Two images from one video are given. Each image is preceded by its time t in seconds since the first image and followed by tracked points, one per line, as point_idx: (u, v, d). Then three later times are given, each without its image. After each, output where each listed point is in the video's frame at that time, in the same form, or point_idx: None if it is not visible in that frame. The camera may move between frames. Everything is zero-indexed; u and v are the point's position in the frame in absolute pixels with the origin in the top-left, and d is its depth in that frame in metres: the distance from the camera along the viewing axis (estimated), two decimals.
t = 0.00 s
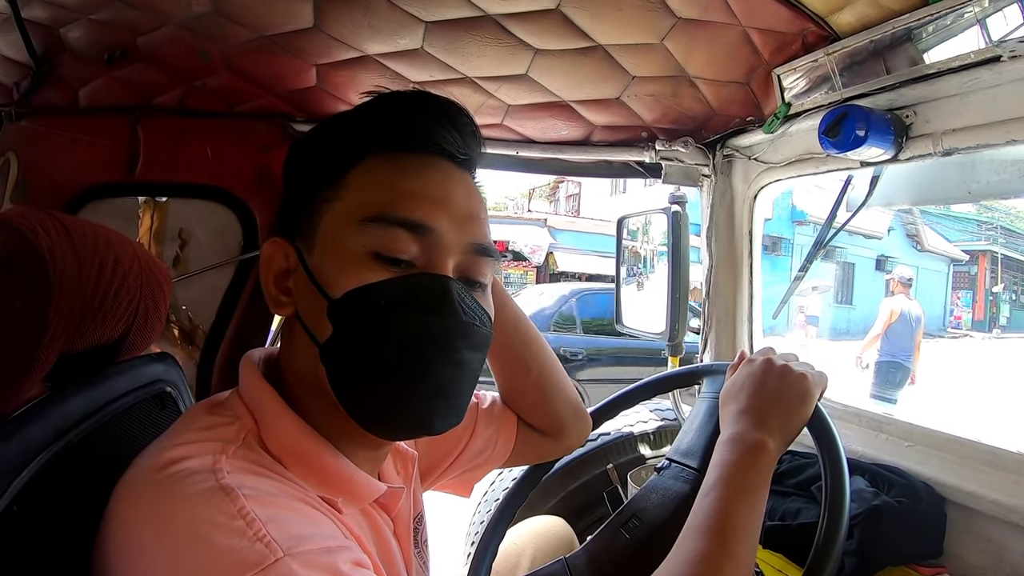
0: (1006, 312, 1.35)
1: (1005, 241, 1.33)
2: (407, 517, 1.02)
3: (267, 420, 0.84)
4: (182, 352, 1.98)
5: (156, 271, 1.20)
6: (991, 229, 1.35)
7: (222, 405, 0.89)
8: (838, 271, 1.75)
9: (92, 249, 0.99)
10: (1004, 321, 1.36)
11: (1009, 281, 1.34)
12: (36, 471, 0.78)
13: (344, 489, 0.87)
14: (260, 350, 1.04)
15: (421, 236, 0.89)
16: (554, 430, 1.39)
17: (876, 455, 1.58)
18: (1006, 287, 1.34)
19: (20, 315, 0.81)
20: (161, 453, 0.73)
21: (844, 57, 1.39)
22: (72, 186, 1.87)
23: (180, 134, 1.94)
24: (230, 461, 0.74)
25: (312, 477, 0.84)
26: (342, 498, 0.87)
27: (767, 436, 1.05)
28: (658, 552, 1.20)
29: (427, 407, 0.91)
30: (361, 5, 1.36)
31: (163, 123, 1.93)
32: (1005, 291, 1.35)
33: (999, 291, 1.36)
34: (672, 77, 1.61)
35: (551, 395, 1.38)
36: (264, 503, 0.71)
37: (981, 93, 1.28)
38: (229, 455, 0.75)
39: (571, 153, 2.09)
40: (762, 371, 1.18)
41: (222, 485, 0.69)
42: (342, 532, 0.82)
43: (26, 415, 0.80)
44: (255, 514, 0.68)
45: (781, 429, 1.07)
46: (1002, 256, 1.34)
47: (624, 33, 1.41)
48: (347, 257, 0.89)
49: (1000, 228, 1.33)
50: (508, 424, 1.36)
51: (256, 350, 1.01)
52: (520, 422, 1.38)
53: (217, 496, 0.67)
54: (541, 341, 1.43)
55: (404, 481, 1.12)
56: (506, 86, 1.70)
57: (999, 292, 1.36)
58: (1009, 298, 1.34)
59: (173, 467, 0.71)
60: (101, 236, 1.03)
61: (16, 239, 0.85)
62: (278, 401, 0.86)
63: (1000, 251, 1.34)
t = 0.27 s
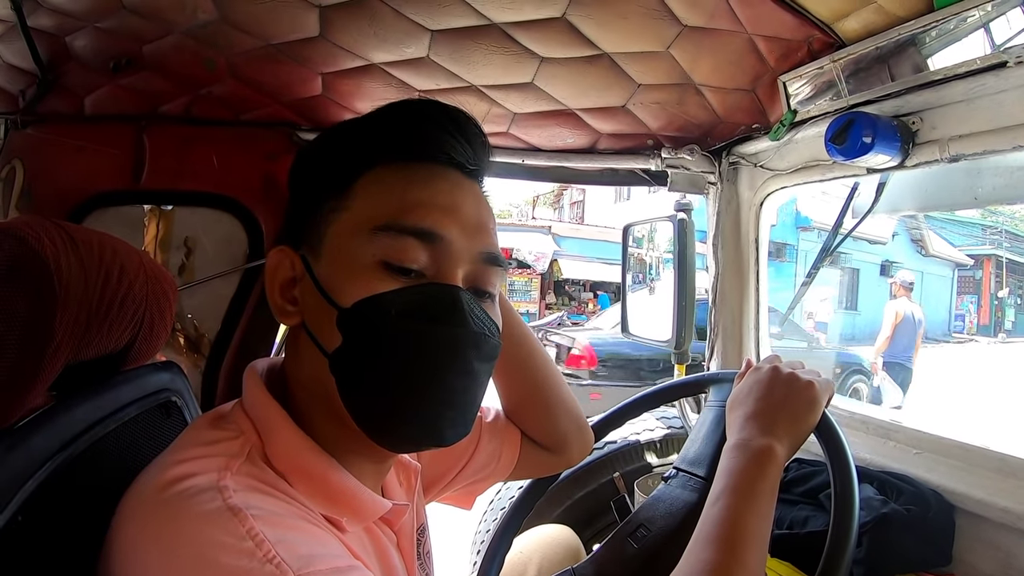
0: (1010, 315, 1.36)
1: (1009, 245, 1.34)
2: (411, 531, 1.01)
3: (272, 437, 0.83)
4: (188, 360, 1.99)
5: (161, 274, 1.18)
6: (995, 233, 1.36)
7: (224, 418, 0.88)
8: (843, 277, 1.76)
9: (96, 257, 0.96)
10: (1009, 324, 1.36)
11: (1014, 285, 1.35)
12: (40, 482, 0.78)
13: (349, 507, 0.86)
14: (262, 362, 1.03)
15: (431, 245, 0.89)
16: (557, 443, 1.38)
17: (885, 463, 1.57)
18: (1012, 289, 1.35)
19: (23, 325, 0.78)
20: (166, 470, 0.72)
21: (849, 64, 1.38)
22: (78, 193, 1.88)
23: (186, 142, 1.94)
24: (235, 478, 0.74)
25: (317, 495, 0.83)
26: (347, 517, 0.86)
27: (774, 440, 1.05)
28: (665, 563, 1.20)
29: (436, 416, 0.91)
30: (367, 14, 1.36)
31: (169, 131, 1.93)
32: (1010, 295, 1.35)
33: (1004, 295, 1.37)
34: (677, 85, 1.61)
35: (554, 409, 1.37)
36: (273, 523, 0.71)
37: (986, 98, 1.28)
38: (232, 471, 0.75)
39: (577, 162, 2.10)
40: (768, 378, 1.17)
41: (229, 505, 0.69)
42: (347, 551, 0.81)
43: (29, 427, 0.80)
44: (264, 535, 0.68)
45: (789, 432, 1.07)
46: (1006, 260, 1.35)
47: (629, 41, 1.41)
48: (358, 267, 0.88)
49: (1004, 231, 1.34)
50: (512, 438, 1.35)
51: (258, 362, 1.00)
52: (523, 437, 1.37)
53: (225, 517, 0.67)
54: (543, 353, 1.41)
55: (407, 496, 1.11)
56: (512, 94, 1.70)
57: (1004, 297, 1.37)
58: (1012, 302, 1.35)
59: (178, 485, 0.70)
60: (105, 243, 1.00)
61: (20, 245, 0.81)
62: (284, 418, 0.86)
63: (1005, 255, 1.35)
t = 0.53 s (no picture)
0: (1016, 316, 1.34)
1: (1013, 245, 1.32)
2: (412, 534, 1.01)
3: (274, 438, 0.83)
4: (190, 364, 1.99)
5: (160, 270, 1.18)
6: (999, 234, 1.35)
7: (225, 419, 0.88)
8: (847, 279, 1.74)
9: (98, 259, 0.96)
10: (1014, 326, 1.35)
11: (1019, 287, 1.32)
12: (39, 482, 0.78)
13: (351, 510, 0.86)
14: (266, 363, 1.02)
15: (439, 251, 0.88)
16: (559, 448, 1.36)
17: (890, 465, 1.56)
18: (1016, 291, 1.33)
19: (22, 326, 0.78)
20: (165, 471, 0.72)
21: (851, 63, 1.38)
22: (81, 197, 1.89)
23: (188, 146, 1.95)
24: (236, 479, 0.74)
25: (318, 497, 0.83)
26: (348, 519, 0.86)
27: (779, 440, 1.04)
28: (668, 567, 1.18)
29: (439, 424, 0.91)
30: (369, 17, 1.36)
31: (172, 135, 1.94)
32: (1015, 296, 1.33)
33: (1009, 297, 1.34)
34: (678, 86, 1.61)
35: (557, 414, 1.36)
36: (272, 523, 0.71)
37: (990, 95, 1.26)
38: (233, 472, 0.75)
39: (579, 164, 2.10)
40: (773, 379, 1.16)
41: (229, 505, 0.68)
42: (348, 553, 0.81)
43: (30, 428, 0.80)
44: (263, 534, 0.68)
45: (795, 433, 1.06)
46: (1011, 261, 1.33)
47: (630, 42, 1.40)
48: (367, 271, 0.88)
49: (1009, 232, 1.33)
50: (513, 443, 1.35)
51: (262, 363, 1.00)
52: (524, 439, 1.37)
53: (225, 517, 0.67)
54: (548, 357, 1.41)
55: (408, 499, 1.10)
56: (514, 97, 1.71)
57: (1009, 299, 1.35)
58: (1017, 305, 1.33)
59: (178, 485, 0.70)
60: (107, 245, 0.99)
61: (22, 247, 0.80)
62: (287, 422, 0.85)
63: (1009, 256, 1.33)
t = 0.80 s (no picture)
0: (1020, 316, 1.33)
1: (1015, 245, 1.31)
2: (410, 538, 1.01)
3: (272, 442, 0.84)
4: (192, 370, 2.00)
5: (160, 277, 1.19)
6: (1001, 234, 1.33)
7: (225, 425, 0.89)
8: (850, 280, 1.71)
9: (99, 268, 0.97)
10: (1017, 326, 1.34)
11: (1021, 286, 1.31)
12: (42, 488, 0.79)
13: (349, 513, 0.86)
14: (264, 370, 1.03)
15: (433, 255, 0.89)
16: (557, 453, 1.36)
17: (890, 466, 1.56)
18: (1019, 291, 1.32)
19: (23, 334, 0.79)
20: (165, 476, 0.72)
21: (846, 65, 1.39)
22: (83, 206, 1.90)
23: (189, 155, 1.97)
24: (234, 483, 0.75)
25: (316, 501, 0.84)
26: (346, 523, 0.87)
27: (773, 442, 1.04)
28: (666, 568, 1.19)
29: (437, 424, 0.91)
30: (365, 26, 1.38)
31: (173, 144, 1.96)
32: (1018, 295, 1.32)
33: (1012, 296, 1.33)
34: (674, 90, 1.62)
35: (553, 418, 1.36)
36: (270, 526, 0.71)
37: (984, 95, 1.27)
38: (232, 476, 0.75)
39: (577, 169, 2.12)
40: (768, 381, 1.17)
41: (228, 508, 0.69)
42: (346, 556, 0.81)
43: (32, 434, 0.81)
44: (260, 537, 0.68)
45: (789, 435, 1.06)
46: (1013, 261, 1.32)
47: (625, 47, 1.41)
48: (363, 274, 0.89)
49: (1010, 232, 1.31)
50: (510, 446, 1.35)
51: (259, 370, 1.01)
52: (522, 443, 1.37)
53: (224, 520, 0.68)
54: (543, 360, 1.42)
55: (406, 503, 1.11)
56: (511, 103, 1.72)
57: (1012, 298, 1.34)
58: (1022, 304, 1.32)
59: (178, 490, 0.70)
60: (108, 254, 1.00)
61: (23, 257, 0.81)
62: (286, 427, 0.86)
63: (1012, 256, 1.32)
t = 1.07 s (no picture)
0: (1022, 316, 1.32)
1: (1019, 245, 1.30)
2: (413, 543, 1.01)
3: (275, 447, 0.83)
4: (194, 376, 2.00)
5: (160, 281, 1.18)
6: (1003, 233, 1.33)
7: (229, 430, 0.89)
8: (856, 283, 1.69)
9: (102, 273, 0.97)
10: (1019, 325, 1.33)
11: None
12: (45, 492, 0.79)
13: (351, 518, 0.86)
14: (267, 376, 1.03)
15: (438, 259, 0.89)
16: (560, 457, 1.36)
17: (893, 467, 1.55)
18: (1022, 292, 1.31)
19: (25, 341, 0.79)
20: (169, 481, 0.72)
21: (846, 66, 1.39)
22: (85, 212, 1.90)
23: (191, 161, 1.97)
24: (238, 488, 0.74)
25: (319, 507, 0.83)
26: (349, 528, 0.86)
27: (777, 444, 1.04)
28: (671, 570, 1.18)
29: (442, 427, 0.92)
30: (366, 31, 1.38)
31: (174, 150, 1.96)
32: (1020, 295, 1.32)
33: (1015, 296, 1.33)
34: (675, 93, 1.62)
35: (556, 422, 1.36)
36: (273, 531, 0.71)
37: (984, 94, 1.28)
38: (235, 482, 0.75)
39: (578, 173, 2.13)
40: (772, 383, 1.16)
41: (231, 513, 0.69)
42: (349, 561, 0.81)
43: (35, 439, 0.81)
44: (264, 542, 0.68)
45: (793, 437, 1.06)
46: (1016, 260, 1.31)
47: (624, 50, 1.42)
48: (367, 280, 0.89)
49: (1013, 231, 1.31)
50: (513, 450, 1.35)
51: (262, 375, 1.01)
52: (525, 448, 1.37)
53: (227, 525, 0.67)
54: (546, 364, 1.41)
55: (409, 508, 1.11)
56: (512, 107, 1.72)
57: (1014, 298, 1.33)
58: None
59: (181, 495, 0.70)
60: (111, 260, 1.00)
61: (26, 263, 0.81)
62: (289, 433, 0.85)
63: (1014, 255, 1.31)
